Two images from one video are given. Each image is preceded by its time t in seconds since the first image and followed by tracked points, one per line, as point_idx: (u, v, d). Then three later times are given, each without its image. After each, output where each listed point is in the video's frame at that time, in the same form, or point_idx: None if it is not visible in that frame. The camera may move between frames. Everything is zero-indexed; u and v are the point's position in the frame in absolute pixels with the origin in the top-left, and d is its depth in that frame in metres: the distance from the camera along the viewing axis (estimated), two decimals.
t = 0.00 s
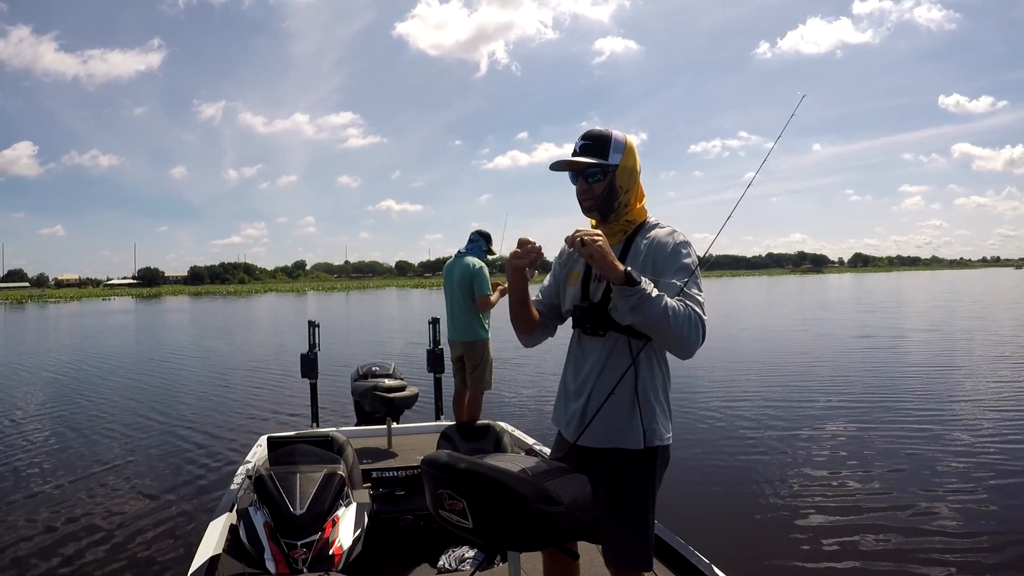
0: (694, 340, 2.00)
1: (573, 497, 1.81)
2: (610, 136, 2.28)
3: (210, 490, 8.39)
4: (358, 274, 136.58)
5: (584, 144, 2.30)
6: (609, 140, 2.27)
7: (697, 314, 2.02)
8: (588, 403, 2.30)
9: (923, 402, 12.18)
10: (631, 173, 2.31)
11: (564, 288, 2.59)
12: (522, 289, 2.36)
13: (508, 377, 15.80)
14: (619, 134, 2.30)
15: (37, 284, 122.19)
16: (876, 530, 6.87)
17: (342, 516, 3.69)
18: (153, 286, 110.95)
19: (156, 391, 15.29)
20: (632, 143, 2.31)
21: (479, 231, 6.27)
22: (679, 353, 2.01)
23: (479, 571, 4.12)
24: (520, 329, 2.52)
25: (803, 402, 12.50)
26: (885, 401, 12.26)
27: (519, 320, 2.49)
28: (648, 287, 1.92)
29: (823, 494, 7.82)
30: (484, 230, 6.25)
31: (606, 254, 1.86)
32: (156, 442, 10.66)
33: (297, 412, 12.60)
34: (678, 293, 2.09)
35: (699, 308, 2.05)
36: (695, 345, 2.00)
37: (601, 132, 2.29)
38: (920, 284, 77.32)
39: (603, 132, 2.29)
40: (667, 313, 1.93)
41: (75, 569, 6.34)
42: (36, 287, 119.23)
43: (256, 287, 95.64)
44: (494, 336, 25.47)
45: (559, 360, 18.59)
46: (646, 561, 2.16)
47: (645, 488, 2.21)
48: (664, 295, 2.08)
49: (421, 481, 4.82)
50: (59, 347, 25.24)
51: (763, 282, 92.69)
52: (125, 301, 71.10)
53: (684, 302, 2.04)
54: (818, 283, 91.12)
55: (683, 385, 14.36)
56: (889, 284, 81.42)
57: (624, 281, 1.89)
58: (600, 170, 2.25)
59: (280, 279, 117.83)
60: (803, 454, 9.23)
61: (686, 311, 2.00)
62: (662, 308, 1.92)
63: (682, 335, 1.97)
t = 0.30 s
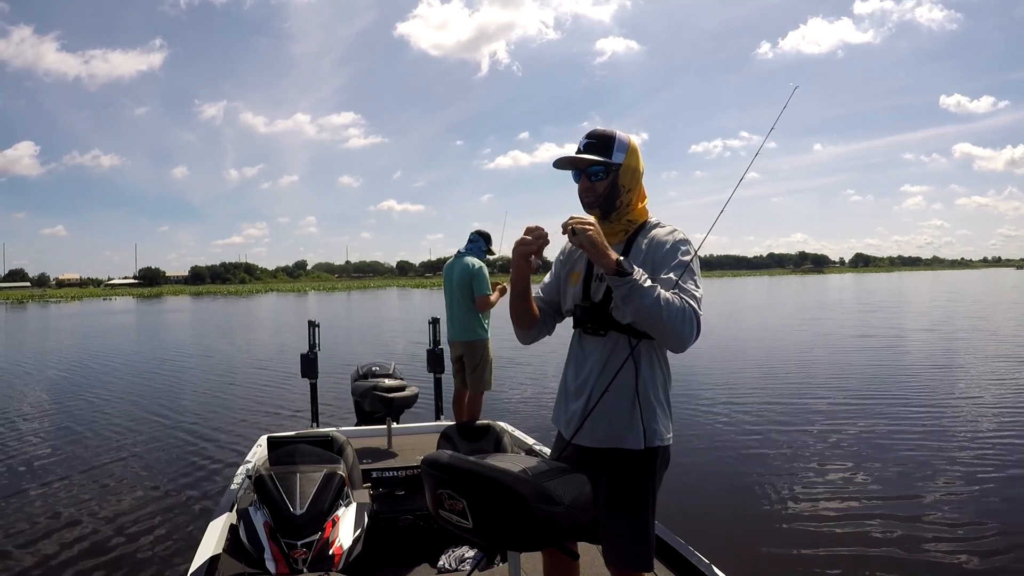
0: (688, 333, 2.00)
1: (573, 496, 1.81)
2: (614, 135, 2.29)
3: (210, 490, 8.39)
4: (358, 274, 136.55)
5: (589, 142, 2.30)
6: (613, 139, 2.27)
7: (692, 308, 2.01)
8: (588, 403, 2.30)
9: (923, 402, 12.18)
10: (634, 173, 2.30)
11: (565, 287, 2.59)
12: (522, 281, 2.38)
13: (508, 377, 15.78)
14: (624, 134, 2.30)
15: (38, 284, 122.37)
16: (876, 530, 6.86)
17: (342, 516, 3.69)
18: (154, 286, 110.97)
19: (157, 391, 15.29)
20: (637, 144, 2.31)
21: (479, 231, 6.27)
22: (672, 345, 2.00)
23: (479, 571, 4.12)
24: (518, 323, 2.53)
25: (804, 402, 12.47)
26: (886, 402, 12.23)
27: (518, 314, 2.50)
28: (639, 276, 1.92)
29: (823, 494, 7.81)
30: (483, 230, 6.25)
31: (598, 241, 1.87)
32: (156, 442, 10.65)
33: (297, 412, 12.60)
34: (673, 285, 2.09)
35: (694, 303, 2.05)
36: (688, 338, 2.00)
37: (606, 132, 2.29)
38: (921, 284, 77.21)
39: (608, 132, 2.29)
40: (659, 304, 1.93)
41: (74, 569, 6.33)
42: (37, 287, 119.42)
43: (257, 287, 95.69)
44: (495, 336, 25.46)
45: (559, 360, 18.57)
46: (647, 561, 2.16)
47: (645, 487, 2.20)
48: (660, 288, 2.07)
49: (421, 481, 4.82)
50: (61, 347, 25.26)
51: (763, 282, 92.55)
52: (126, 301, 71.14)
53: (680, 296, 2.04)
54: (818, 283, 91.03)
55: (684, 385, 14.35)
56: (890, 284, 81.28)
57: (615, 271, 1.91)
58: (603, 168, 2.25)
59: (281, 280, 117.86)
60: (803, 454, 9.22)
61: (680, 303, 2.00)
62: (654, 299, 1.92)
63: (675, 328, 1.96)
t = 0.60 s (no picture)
0: (686, 329, 1.99)
1: (572, 496, 1.80)
2: (615, 135, 2.28)
3: (210, 490, 8.39)
4: (359, 274, 136.48)
5: (590, 141, 2.30)
6: (614, 139, 2.27)
7: (690, 304, 2.01)
8: (589, 402, 2.29)
9: (924, 401, 12.17)
10: (635, 173, 2.30)
11: (565, 286, 2.58)
12: (523, 281, 2.37)
13: (509, 377, 15.77)
14: (625, 134, 2.30)
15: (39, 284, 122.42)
16: (877, 530, 6.85)
17: (342, 516, 3.69)
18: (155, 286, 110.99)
19: (158, 391, 15.30)
20: (637, 144, 2.31)
21: (478, 232, 6.27)
22: (669, 340, 1.99)
23: (479, 571, 4.12)
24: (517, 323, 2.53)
25: (805, 402, 12.46)
26: (887, 401, 12.22)
27: (518, 313, 2.50)
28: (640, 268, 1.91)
29: (824, 494, 7.80)
30: (483, 230, 6.25)
31: (602, 228, 1.86)
32: (156, 442, 10.65)
33: (298, 412, 12.60)
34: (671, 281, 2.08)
35: (693, 299, 2.04)
36: (686, 334, 1.99)
37: (606, 132, 2.29)
38: (922, 284, 77.07)
39: (609, 132, 2.29)
40: (658, 297, 1.91)
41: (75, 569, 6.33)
42: (38, 287, 119.51)
43: (257, 287, 95.70)
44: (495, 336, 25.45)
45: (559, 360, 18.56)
46: (647, 562, 2.16)
47: (645, 488, 2.20)
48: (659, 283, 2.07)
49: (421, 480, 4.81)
50: (62, 347, 25.28)
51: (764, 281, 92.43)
52: (127, 300, 71.20)
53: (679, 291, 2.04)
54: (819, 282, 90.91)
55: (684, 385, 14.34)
56: (891, 284, 81.14)
57: (616, 261, 1.89)
58: (603, 168, 2.24)
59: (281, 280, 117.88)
60: (804, 454, 9.21)
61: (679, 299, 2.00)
62: (653, 291, 1.91)
63: (672, 323, 1.95)
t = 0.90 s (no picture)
0: (681, 320, 1.98)
1: (572, 496, 1.80)
2: (613, 135, 2.28)
3: (210, 490, 8.39)
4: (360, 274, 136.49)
5: (588, 141, 2.29)
6: (612, 138, 2.27)
7: (686, 295, 2.00)
8: (588, 402, 2.29)
9: (924, 401, 12.16)
10: (633, 173, 2.30)
11: (565, 286, 2.57)
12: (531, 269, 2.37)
13: (509, 377, 15.77)
14: (624, 134, 2.29)
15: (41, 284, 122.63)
16: (877, 530, 6.85)
17: (342, 516, 3.69)
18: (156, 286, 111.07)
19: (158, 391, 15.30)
20: (635, 144, 2.30)
21: (478, 232, 6.27)
22: (662, 331, 1.98)
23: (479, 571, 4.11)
24: (518, 315, 2.53)
25: (806, 402, 12.45)
26: (888, 401, 12.20)
27: (519, 304, 2.50)
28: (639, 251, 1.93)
29: (824, 494, 7.79)
30: (483, 230, 6.25)
31: (603, 209, 1.91)
32: (157, 442, 10.65)
33: (298, 412, 12.60)
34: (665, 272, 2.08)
35: (689, 292, 2.04)
36: (681, 325, 1.98)
37: (604, 131, 2.29)
38: (923, 284, 76.96)
39: (607, 132, 2.28)
40: (655, 283, 1.91)
41: (75, 569, 6.32)
42: (39, 287, 119.74)
43: (258, 287, 95.73)
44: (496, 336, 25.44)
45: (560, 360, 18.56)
46: (647, 562, 2.16)
47: (645, 488, 2.20)
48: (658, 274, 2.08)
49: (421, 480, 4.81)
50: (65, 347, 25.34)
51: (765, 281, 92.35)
52: (128, 300, 71.29)
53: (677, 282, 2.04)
54: (820, 282, 90.81)
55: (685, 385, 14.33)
56: (892, 284, 81.03)
57: (615, 244, 1.91)
58: (600, 167, 2.24)
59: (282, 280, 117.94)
60: (804, 454, 9.20)
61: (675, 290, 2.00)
62: (649, 277, 1.91)
63: (667, 312, 1.94)
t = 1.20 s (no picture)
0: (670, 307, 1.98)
1: (572, 496, 1.80)
2: (611, 135, 2.28)
3: (210, 490, 8.39)
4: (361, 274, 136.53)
5: (586, 139, 2.30)
6: (609, 137, 2.27)
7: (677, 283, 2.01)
8: (588, 402, 2.29)
9: (925, 401, 12.12)
10: (631, 173, 2.30)
11: (564, 286, 2.57)
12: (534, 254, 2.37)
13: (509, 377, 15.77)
14: (622, 134, 2.29)
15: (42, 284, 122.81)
16: (877, 530, 6.83)
17: (342, 516, 3.69)
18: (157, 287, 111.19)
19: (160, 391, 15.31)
20: (634, 144, 2.30)
21: (478, 232, 6.27)
22: (651, 318, 1.97)
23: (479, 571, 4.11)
24: (516, 308, 2.54)
25: (807, 402, 12.43)
26: (890, 401, 12.17)
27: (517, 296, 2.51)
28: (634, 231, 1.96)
29: (823, 494, 7.78)
30: (483, 230, 6.26)
31: (609, 186, 1.96)
32: (157, 442, 10.65)
33: (298, 412, 12.60)
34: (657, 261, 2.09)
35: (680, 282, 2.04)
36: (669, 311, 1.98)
37: (602, 131, 2.29)
38: (925, 284, 76.76)
39: (604, 131, 2.29)
40: (644, 261, 1.92)
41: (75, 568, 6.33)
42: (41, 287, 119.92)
43: (259, 288, 95.80)
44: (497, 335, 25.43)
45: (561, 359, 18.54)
46: (647, 562, 2.15)
47: (645, 489, 2.20)
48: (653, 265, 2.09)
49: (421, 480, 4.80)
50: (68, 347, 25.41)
51: (766, 282, 92.21)
52: (129, 300, 71.36)
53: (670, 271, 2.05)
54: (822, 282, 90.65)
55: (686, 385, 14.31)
56: (893, 284, 80.87)
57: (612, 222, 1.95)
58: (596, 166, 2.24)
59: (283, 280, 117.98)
60: (805, 454, 9.19)
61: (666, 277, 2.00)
62: (640, 254, 1.93)
63: (655, 298, 1.93)
